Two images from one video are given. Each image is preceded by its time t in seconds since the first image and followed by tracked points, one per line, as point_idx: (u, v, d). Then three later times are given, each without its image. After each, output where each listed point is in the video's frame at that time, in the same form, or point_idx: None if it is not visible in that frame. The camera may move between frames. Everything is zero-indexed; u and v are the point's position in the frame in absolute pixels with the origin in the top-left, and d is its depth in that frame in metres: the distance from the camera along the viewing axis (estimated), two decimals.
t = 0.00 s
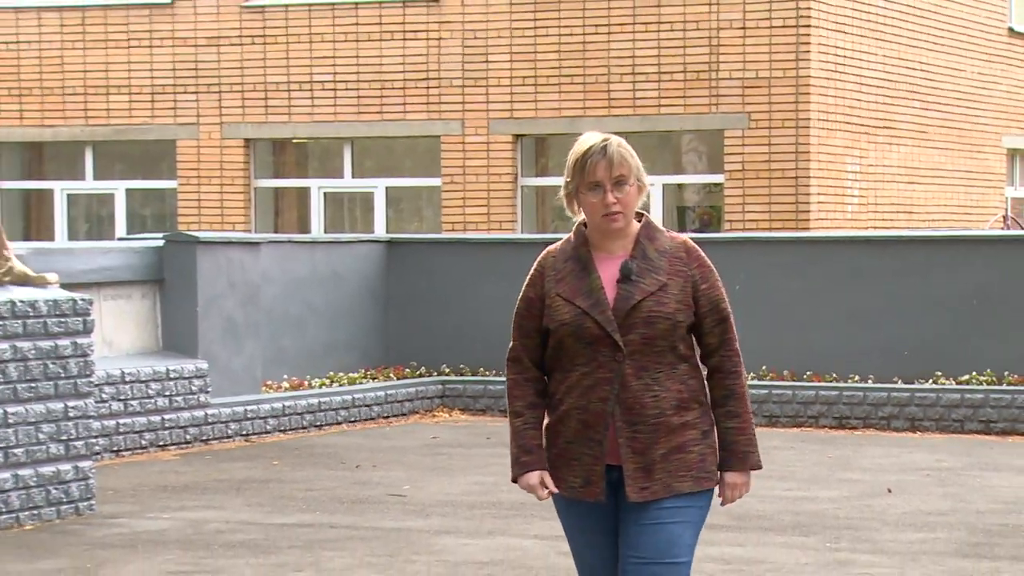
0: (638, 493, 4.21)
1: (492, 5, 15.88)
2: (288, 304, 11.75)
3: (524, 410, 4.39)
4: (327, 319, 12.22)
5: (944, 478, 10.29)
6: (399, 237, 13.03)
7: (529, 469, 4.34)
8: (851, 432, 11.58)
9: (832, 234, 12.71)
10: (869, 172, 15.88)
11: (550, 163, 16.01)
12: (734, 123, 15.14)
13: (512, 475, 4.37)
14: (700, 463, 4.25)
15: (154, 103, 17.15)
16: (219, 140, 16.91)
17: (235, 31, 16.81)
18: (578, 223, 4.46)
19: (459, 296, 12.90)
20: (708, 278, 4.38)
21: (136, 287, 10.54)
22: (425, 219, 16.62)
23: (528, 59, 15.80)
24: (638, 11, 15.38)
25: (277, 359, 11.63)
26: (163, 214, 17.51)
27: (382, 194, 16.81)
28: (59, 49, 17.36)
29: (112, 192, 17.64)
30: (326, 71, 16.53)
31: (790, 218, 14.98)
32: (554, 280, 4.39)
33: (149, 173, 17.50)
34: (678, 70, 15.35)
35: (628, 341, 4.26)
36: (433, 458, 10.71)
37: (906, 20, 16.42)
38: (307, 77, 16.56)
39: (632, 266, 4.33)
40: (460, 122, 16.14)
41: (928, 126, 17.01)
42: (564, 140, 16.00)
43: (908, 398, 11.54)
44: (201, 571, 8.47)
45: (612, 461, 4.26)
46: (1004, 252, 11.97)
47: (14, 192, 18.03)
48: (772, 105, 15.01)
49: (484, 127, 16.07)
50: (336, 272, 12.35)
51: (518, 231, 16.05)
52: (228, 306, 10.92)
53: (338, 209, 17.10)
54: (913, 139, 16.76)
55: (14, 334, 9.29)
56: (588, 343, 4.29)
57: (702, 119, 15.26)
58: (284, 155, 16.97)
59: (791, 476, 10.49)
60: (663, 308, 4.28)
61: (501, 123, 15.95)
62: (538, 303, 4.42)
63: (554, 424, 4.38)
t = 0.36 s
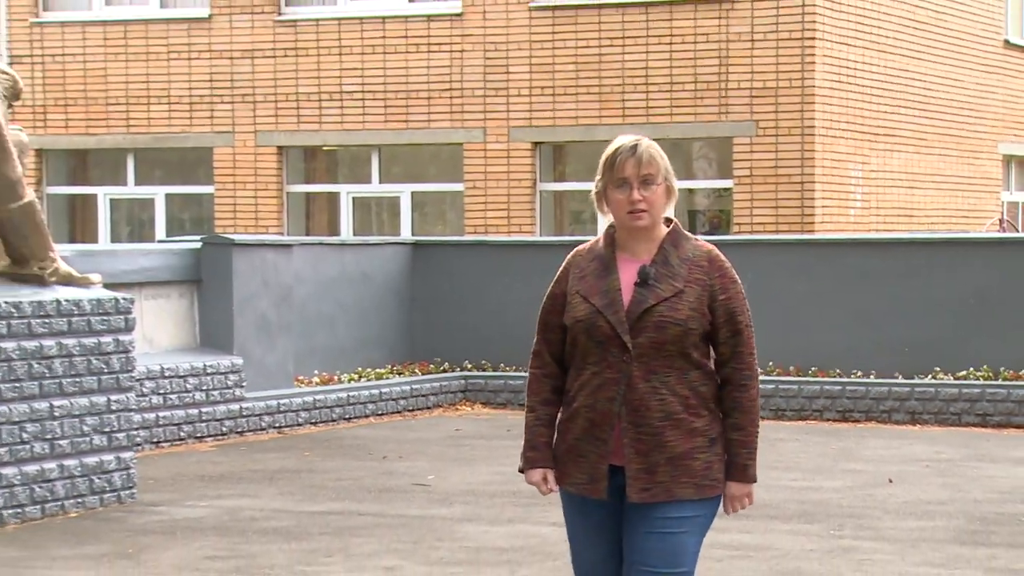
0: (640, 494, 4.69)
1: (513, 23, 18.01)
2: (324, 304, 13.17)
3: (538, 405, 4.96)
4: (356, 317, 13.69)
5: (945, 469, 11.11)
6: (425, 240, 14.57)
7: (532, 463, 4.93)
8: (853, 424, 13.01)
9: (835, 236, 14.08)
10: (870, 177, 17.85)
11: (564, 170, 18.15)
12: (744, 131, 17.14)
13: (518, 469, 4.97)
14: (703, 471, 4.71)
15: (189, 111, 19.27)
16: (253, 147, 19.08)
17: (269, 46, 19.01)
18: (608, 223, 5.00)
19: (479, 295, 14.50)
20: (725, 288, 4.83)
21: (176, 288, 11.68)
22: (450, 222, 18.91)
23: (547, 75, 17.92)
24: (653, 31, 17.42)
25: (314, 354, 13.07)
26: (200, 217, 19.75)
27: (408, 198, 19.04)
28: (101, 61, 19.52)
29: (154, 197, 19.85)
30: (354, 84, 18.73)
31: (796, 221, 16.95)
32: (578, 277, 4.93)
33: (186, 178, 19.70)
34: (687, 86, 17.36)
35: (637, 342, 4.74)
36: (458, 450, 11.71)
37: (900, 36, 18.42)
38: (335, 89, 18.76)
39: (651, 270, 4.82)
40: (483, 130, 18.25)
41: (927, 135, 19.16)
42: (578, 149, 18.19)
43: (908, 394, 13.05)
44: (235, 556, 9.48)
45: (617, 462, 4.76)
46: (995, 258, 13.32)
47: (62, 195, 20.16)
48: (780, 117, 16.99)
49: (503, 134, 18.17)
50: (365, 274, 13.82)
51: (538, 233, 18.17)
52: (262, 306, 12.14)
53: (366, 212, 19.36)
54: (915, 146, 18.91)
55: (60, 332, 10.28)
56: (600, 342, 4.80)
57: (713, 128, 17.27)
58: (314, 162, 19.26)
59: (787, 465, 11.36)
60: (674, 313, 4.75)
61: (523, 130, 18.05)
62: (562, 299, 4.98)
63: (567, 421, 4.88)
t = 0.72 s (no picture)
0: (668, 491, 5.11)
1: (530, 35, 20.24)
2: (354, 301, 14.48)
3: (553, 399, 5.36)
4: (381, 314, 15.06)
5: (941, 461, 11.69)
6: (447, 242, 16.16)
7: (543, 457, 5.30)
8: (852, 416, 14.24)
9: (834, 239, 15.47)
10: (869, 183, 19.94)
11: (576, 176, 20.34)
12: (751, 138, 19.15)
13: (528, 458, 5.32)
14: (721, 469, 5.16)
15: (222, 123, 21.83)
16: (283, 155, 21.58)
17: (296, 56, 21.46)
18: (629, 222, 5.45)
19: (496, 295, 16.08)
20: (742, 288, 5.28)
21: (210, 287, 12.62)
22: (469, 225, 21.24)
23: (563, 83, 20.08)
24: (664, 41, 19.51)
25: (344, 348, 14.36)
26: (232, 220, 22.39)
27: (430, 203, 21.37)
28: (139, 74, 22.16)
29: (187, 202, 22.47)
30: (380, 96, 21.10)
31: (800, 225, 18.94)
32: (600, 276, 5.34)
33: (219, 184, 22.27)
34: (696, 94, 19.45)
35: (663, 343, 5.17)
36: (478, 441, 12.45)
37: (893, 49, 20.42)
38: (362, 99, 21.16)
39: (674, 270, 5.26)
40: (500, 137, 20.46)
41: (921, 142, 21.32)
42: (589, 155, 20.41)
43: (905, 388, 14.31)
44: (267, 542, 10.09)
45: (642, 460, 5.17)
46: (984, 259, 14.61)
47: (103, 200, 22.88)
48: (784, 125, 18.97)
49: (520, 143, 20.36)
50: (390, 273, 15.22)
51: (553, 234, 20.41)
52: (292, 305, 13.12)
53: (393, 215, 21.81)
54: (911, 153, 21.10)
55: (100, 330, 10.96)
56: (625, 342, 5.21)
57: (721, 136, 19.30)
58: (342, 167, 21.69)
59: (790, 456, 12.00)
60: (698, 314, 5.20)
61: (539, 137, 20.23)
62: (582, 296, 5.38)
63: (587, 417, 5.27)
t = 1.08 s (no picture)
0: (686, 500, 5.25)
1: (546, 46, 21.81)
2: (375, 302, 15.34)
3: (556, 414, 5.49)
4: (401, 313, 15.90)
5: (939, 453, 12.22)
6: (467, 244, 17.02)
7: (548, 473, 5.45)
8: (855, 410, 15.03)
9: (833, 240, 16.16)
10: (870, 188, 21.46)
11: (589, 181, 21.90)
12: (757, 144, 20.64)
13: (534, 474, 5.46)
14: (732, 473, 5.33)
15: (253, 129, 23.53)
16: (312, 160, 23.24)
17: (324, 67, 23.17)
18: (630, 236, 5.56)
19: (511, 295, 16.88)
20: (746, 297, 5.47)
21: (241, 287, 13.35)
22: (486, 227, 22.91)
23: (577, 90, 21.69)
24: (673, 52, 21.05)
25: (365, 347, 15.23)
26: (262, 223, 24.16)
27: (450, 206, 23.09)
28: (174, 82, 23.77)
29: (220, 206, 24.24)
30: (404, 105, 22.77)
31: (803, 227, 20.40)
32: (606, 291, 5.42)
33: (250, 189, 24.01)
34: (704, 102, 20.95)
35: (680, 355, 5.29)
36: (497, 435, 13.06)
37: (891, 61, 22.00)
38: (386, 108, 22.84)
39: (682, 282, 5.38)
40: (517, 144, 22.06)
41: (917, 149, 22.91)
42: (602, 161, 22.01)
43: (905, 382, 14.89)
44: (294, 530, 10.61)
45: (664, 471, 5.29)
46: (976, 259, 15.26)
47: (139, 204, 24.61)
48: (788, 134, 20.46)
49: (537, 149, 21.97)
50: (409, 274, 16.04)
51: (568, 234, 22.04)
52: (316, 305, 13.82)
53: (415, 216, 23.55)
54: (908, 159, 22.68)
55: (137, 327, 11.61)
56: (640, 355, 5.30)
57: (728, 141, 20.79)
58: (366, 172, 23.44)
59: (793, 447, 12.56)
60: (711, 324, 5.34)
61: (556, 143, 21.79)
62: (586, 313, 5.46)
63: (598, 431, 5.38)
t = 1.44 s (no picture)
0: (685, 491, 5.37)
1: (562, 56, 23.04)
2: (401, 302, 16.36)
3: (560, 412, 5.63)
4: (425, 313, 16.95)
5: (938, 446, 12.79)
6: (486, 247, 18.14)
7: (555, 471, 5.57)
8: (856, 405, 16.20)
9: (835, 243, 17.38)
10: (872, 192, 22.51)
11: (603, 187, 23.09)
12: (762, 152, 21.73)
13: (545, 473, 5.57)
14: (734, 464, 5.46)
15: (284, 137, 24.93)
16: (338, 167, 24.57)
17: (350, 77, 24.49)
18: (622, 232, 5.76)
19: (527, 296, 17.98)
20: (741, 287, 5.64)
21: (271, 287, 14.25)
22: (507, 231, 24.01)
23: (591, 100, 22.89)
24: (683, 63, 22.19)
25: (390, 344, 16.23)
26: (290, 226, 25.43)
27: (470, 210, 24.28)
28: (210, 95, 25.33)
29: (251, 210, 25.59)
30: (427, 114, 24.02)
31: (807, 229, 21.48)
32: (602, 286, 5.60)
33: (280, 195, 25.36)
34: (713, 112, 22.09)
35: (675, 347, 5.45)
36: (515, 429, 13.73)
37: (893, 72, 23.16)
38: (409, 116, 24.11)
39: (676, 273, 5.56)
40: (534, 151, 23.28)
41: (920, 156, 24.07)
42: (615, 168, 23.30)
43: (903, 377, 16.14)
44: (322, 519, 11.19)
45: (662, 463, 5.44)
46: (975, 264, 16.56)
47: (174, 209, 26.05)
48: (794, 140, 21.53)
49: (553, 156, 23.17)
50: (432, 276, 17.12)
51: (583, 237, 23.16)
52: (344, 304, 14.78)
53: (437, 220, 24.74)
54: (910, 166, 23.78)
55: (172, 326, 12.23)
56: (637, 348, 5.47)
57: (735, 148, 21.89)
58: (391, 179, 24.67)
59: (798, 441, 13.16)
60: (707, 314, 5.51)
61: (572, 150, 23.02)
62: (582, 309, 5.65)
63: (600, 424, 5.54)
